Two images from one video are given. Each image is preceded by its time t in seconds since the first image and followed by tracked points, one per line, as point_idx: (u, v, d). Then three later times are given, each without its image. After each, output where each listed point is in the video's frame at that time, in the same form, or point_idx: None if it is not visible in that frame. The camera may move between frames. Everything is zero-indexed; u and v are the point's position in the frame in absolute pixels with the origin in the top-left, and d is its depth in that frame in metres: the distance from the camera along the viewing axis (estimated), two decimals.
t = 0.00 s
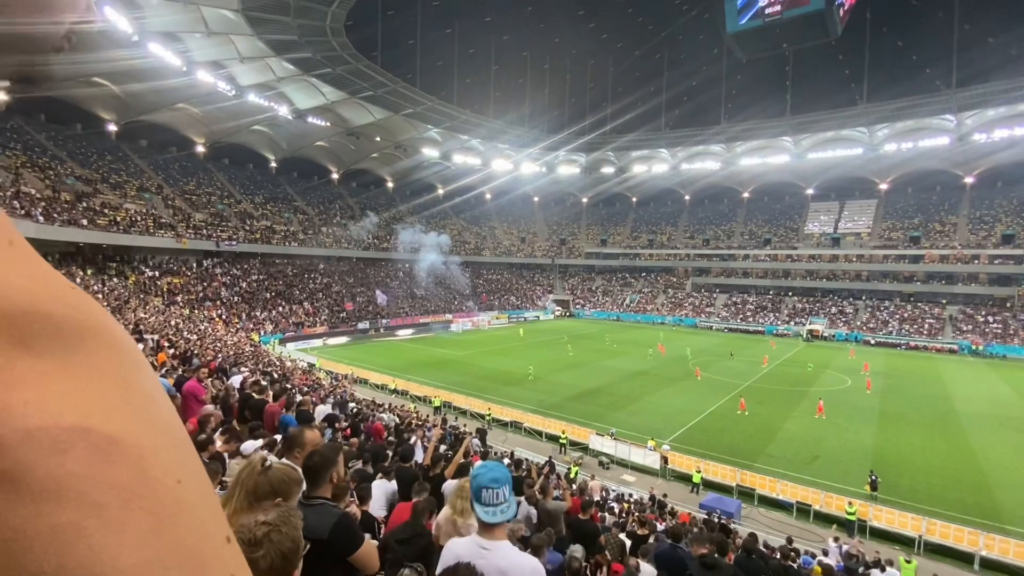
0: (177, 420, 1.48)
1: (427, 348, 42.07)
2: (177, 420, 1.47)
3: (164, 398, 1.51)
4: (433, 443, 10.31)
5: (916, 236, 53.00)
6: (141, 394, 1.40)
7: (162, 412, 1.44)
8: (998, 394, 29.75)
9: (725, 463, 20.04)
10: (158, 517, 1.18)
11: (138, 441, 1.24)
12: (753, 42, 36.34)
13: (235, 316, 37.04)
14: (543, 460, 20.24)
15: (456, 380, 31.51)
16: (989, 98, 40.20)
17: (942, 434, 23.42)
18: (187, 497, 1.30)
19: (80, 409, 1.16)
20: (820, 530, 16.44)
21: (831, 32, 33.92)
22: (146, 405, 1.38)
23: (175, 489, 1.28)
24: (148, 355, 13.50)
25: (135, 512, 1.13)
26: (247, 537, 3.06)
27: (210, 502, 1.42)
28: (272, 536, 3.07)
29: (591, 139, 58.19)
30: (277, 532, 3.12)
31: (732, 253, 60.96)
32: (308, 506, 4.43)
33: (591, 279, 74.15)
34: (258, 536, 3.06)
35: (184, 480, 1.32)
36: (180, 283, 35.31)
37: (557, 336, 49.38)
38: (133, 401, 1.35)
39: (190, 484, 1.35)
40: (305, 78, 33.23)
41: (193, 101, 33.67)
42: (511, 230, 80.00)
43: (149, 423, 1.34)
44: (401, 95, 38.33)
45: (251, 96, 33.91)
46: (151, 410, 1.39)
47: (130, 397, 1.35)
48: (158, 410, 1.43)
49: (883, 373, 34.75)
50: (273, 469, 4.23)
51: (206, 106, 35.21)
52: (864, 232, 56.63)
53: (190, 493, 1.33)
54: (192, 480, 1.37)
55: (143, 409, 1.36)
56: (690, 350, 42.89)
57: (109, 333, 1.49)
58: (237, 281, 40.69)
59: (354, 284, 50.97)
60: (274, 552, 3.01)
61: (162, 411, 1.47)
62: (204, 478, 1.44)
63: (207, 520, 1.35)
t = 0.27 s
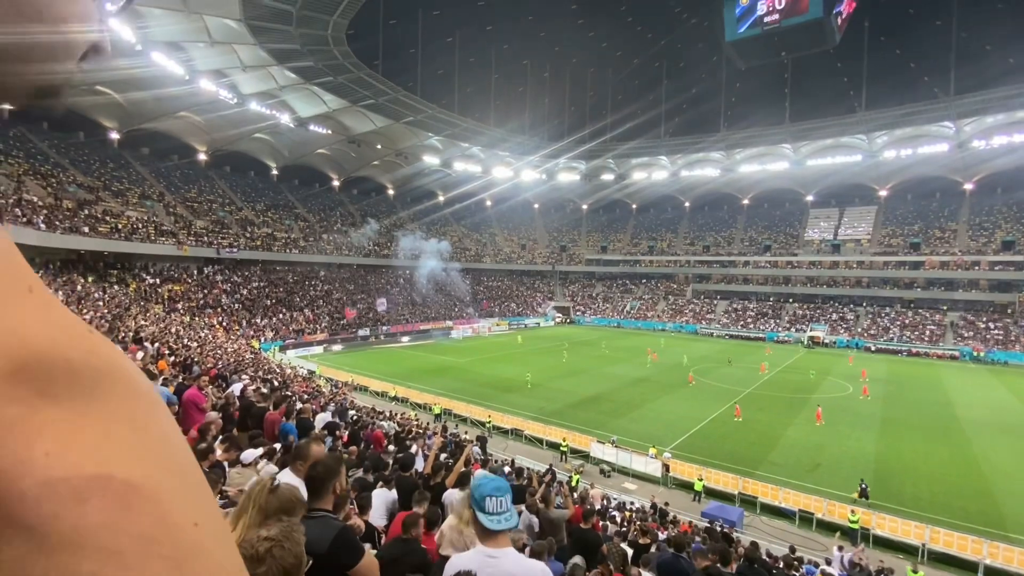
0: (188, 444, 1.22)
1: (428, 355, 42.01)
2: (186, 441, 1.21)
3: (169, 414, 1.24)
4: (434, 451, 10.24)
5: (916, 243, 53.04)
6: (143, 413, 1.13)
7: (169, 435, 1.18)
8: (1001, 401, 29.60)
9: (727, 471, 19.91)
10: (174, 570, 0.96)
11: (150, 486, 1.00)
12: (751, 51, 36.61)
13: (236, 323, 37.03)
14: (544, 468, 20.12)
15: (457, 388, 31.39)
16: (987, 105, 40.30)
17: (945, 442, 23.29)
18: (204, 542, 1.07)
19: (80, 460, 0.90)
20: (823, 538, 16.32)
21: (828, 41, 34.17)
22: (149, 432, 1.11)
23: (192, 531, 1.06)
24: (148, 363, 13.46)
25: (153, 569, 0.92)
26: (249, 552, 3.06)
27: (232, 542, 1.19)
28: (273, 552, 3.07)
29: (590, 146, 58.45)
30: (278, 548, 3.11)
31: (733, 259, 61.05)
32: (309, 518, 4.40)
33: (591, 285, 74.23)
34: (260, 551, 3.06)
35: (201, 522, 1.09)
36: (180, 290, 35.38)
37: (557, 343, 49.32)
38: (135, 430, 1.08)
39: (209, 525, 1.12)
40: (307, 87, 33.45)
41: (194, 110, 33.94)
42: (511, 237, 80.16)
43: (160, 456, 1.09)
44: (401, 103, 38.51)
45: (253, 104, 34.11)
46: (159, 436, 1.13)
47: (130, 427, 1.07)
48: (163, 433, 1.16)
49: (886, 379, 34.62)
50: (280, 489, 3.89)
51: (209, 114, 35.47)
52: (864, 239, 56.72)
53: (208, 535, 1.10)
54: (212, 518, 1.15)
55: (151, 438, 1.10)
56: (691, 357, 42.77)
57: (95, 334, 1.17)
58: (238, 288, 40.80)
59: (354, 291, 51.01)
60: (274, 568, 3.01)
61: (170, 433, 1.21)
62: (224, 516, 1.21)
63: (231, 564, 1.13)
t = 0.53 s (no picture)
0: (176, 481, 1.20)
1: (426, 361, 41.93)
2: (177, 487, 1.19)
3: (156, 456, 1.20)
4: (432, 459, 10.17)
5: (913, 248, 53.23)
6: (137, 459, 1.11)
7: (158, 479, 1.15)
8: (998, 405, 29.65)
9: (725, 477, 19.88)
10: None
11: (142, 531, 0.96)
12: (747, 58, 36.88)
13: (233, 330, 36.94)
14: (543, 475, 20.06)
15: (455, 394, 31.31)
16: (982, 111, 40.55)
17: (943, 447, 23.31)
18: None
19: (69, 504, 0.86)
20: (823, 545, 16.26)
21: (823, 48, 34.45)
22: (142, 479, 1.10)
23: (176, 572, 1.02)
24: (144, 370, 13.41)
25: None
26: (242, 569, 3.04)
27: None
28: (266, 569, 3.05)
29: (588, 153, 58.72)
30: (271, 565, 3.08)
31: (730, 265, 61.17)
32: (306, 530, 4.35)
33: (589, 291, 74.33)
34: (253, 567, 3.05)
35: (188, 563, 1.06)
36: (177, 297, 35.25)
37: (555, 349, 49.28)
38: (123, 477, 1.05)
39: (195, 563, 1.09)
40: (305, 94, 33.54)
41: (192, 117, 34.02)
42: (509, 243, 80.29)
43: (145, 501, 1.06)
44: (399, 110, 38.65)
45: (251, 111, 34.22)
46: (152, 482, 1.12)
47: (117, 475, 1.04)
48: (154, 475, 1.15)
49: (883, 385, 34.68)
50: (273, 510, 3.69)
51: (206, 121, 35.56)
52: (861, 244, 56.99)
53: None
54: (198, 559, 1.12)
55: (144, 488, 1.08)
56: (689, 362, 42.78)
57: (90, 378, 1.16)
58: (235, 295, 40.69)
59: (352, 298, 50.98)
60: None
61: (157, 470, 1.18)
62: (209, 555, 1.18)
63: None
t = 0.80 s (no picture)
0: (153, 513, 1.14)
1: (422, 367, 41.83)
2: (154, 520, 1.12)
3: (132, 485, 1.14)
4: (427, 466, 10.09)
5: (905, 252, 53.63)
6: (115, 494, 1.06)
7: (133, 512, 1.08)
8: (992, 408, 29.79)
9: (722, 482, 19.86)
10: None
11: (124, 569, 0.92)
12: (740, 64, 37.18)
13: (227, 336, 36.74)
14: (539, 481, 19.99)
15: (450, 400, 31.20)
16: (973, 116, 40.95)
17: (938, 450, 23.39)
18: None
19: (55, 544, 0.82)
20: (820, 549, 16.24)
21: (815, 54, 34.77)
22: (118, 513, 1.03)
23: None
24: (137, 378, 13.31)
25: None
26: None
27: None
28: None
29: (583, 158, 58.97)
30: None
31: (725, 269, 61.41)
32: (301, 540, 4.29)
33: (585, 295, 74.46)
34: None
35: None
36: (171, 304, 35.08)
37: (552, 354, 49.26)
38: (102, 510, 0.99)
39: None
40: (300, 100, 33.59)
41: (187, 123, 34.01)
42: (505, 247, 80.41)
43: (127, 536, 1.00)
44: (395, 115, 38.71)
45: (246, 117, 34.22)
46: (130, 515, 1.06)
47: (98, 508, 0.98)
48: (132, 509, 1.09)
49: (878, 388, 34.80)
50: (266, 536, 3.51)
51: (201, 127, 35.53)
52: (854, 248, 57.36)
53: None
54: None
55: (121, 524, 1.02)
56: (685, 367, 42.84)
57: (66, 409, 1.11)
58: (229, 301, 40.51)
59: (348, 303, 50.85)
60: None
61: (133, 501, 1.12)
62: None
63: None
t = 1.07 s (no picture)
0: (140, 532, 1.13)
1: (416, 371, 41.71)
2: (140, 539, 1.12)
3: (113, 504, 1.12)
4: (420, 473, 10.03)
5: (896, 254, 54.11)
6: (97, 513, 1.03)
7: (121, 531, 1.08)
8: (982, 409, 30.04)
9: (716, 484, 19.92)
10: None
11: None
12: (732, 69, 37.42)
13: (219, 341, 36.50)
14: (534, 485, 19.95)
15: (444, 405, 31.10)
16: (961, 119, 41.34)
17: (930, 451, 23.58)
18: None
19: (30, 565, 0.79)
20: (815, 550, 16.28)
21: (805, 59, 35.07)
22: (109, 529, 1.04)
23: None
24: (128, 384, 13.16)
25: None
26: None
27: None
28: None
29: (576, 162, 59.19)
30: None
31: (718, 272, 61.68)
32: (295, 548, 4.22)
33: (579, 299, 74.56)
34: None
35: None
36: (162, 309, 34.74)
37: (546, 357, 49.24)
38: (92, 528, 0.99)
39: None
40: (293, 103, 33.51)
41: (179, 126, 33.82)
42: (499, 251, 80.53)
43: (115, 551, 1.00)
44: (388, 119, 38.72)
45: (239, 121, 34.12)
46: (117, 531, 1.06)
47: (87, 527, 0.98)
48: (117, 524, 1.09)
49: (870, 390, 35.03)
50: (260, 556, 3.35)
51: (193, 131, 35.34)
52: (846, 251, 57.73)
53: None
54: None
55: (111, 539, 1.02)
56: (679, 370, 42.94)
57: (47, 423, 1.11)
58: (220, 306, 40.17)
59: (341, 308, 50.66)
60: None
61: (117, 516, 1.12)
62: None
63: None
